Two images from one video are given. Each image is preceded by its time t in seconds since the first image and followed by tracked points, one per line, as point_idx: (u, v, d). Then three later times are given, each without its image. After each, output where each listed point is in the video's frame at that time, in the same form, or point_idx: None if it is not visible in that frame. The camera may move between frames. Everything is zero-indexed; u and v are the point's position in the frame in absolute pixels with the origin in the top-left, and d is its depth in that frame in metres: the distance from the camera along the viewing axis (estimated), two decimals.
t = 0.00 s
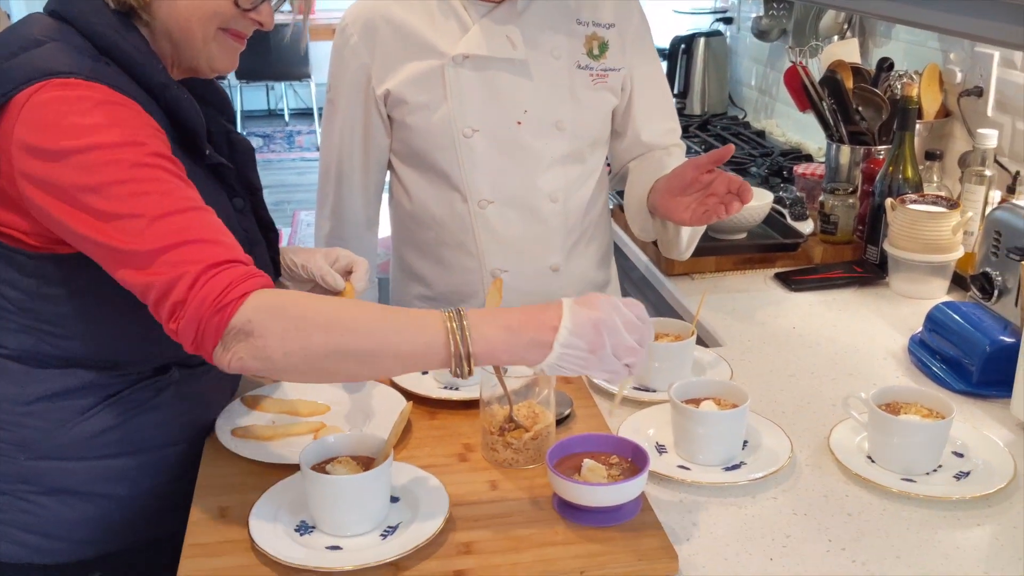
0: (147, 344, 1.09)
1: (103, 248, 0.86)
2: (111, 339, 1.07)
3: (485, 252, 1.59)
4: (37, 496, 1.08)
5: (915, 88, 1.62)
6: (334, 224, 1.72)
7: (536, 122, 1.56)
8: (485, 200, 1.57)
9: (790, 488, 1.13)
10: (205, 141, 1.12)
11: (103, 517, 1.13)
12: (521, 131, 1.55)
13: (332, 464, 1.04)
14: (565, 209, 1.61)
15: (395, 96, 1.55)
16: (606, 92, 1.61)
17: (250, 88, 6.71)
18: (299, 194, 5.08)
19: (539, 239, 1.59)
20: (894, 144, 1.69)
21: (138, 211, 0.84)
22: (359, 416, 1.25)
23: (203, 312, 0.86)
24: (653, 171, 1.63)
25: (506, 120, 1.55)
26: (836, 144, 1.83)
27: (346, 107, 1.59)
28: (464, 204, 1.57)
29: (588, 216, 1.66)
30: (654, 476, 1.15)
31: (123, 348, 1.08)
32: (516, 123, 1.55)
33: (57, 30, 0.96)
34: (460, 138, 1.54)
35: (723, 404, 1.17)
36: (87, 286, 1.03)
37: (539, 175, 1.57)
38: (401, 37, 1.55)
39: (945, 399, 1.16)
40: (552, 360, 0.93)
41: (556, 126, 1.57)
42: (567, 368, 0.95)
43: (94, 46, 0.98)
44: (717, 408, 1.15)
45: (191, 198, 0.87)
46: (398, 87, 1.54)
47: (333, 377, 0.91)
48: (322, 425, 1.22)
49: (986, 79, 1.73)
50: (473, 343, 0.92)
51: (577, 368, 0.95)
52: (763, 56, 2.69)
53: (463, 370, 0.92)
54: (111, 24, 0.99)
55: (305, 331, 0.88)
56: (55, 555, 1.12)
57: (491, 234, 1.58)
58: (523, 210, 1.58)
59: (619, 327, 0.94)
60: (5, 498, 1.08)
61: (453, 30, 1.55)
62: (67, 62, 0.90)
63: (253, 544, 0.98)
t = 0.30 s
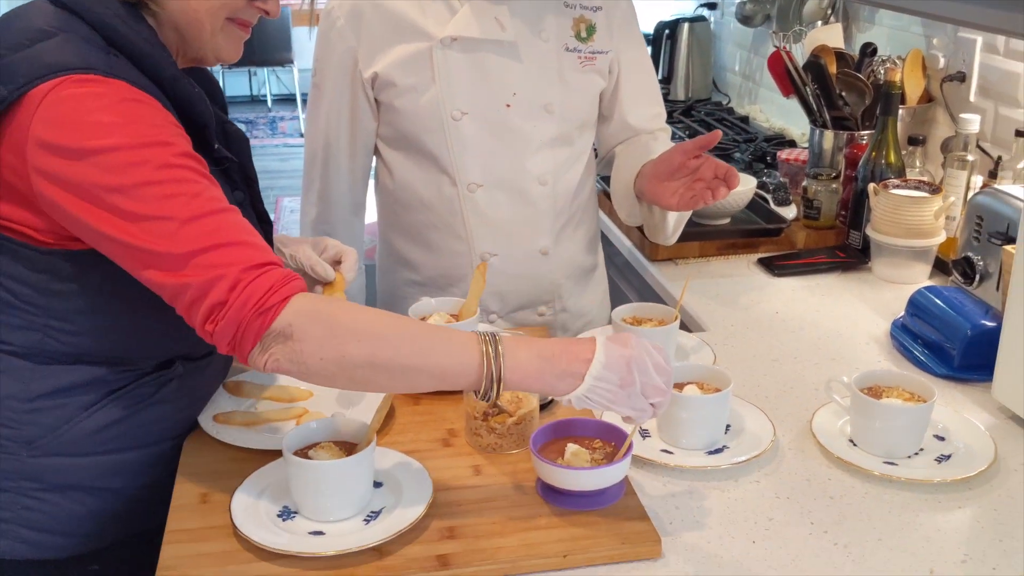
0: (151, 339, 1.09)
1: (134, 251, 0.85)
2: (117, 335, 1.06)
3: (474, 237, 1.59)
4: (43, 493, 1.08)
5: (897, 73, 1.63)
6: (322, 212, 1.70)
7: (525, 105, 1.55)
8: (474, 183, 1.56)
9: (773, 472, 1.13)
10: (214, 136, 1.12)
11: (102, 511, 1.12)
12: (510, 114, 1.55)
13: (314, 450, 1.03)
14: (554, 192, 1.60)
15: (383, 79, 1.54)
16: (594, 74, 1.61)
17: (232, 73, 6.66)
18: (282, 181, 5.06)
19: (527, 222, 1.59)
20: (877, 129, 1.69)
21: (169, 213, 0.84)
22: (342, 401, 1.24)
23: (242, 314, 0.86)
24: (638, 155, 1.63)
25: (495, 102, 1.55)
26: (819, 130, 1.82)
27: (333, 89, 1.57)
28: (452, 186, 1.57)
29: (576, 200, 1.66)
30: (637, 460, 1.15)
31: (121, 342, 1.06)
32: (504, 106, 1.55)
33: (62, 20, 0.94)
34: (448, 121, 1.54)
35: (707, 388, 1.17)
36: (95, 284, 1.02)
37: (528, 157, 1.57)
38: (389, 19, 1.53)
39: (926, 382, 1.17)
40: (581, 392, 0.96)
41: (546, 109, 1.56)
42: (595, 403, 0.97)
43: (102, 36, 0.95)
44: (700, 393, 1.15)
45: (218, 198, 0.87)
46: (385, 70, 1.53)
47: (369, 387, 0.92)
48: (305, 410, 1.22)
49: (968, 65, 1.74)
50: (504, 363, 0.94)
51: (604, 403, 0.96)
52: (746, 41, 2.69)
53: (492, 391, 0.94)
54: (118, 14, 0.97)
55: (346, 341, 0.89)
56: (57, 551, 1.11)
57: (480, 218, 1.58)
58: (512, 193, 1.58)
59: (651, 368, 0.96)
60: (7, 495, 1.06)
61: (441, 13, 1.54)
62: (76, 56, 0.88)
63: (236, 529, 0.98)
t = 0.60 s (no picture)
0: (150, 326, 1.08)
1: (132, 240, 0.85)
2: (116, 322, 1.05)
3: (469, 221, 1.58)
4: (42, 480, 1.07)
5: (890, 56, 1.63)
6: (314, 198, 1.69)
7: (519, 87, 1.55)
8: (469, 166, 1.55)
9: (764, 455, 1.13)
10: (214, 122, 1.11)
11: (99, 496, 1.12)
12: (504, 96, 1.54)
13: (304, 433, 1.02)
14: (549, 174, 1.60)
15: (376, 61, 1.53)
16: (589, 56, 1.60)
17: (222, 59, 6.62)
18: (273, 167, 5.04)
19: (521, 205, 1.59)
20: (870, 112, 1.69)
21: (170, 203, 0.83)
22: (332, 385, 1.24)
23: (237, 309, 0.85)
24: (632, 140, 1.62)
25: (489, 84, 1.54)
26: (811, 114, 1.81)
27: (327, 71, 1.55)
28: (447, 169, 1.56)
29: (570, 184, 1.65)
30: (628, 444, 1.15)
31: (120, 328, 1.06)
32: (499, 88, 1.54)
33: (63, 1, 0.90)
34: (442, 103, 1.53)
35: (698, 372, 1.17)
36: (94, 270, 1.01)
37: (523, 140, 1.56)
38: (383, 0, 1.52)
39: (918, 365, 1.17)
40: (575, 383, 0.97)
41: (541, 91, 1.56)
42: (589, 394, 0.98)
43: (103, 20, 0.93)
44: (691, 376, 1.15)
45: (217, 190, 0.86)
46: (379, 52, 1.52)
47: (361, 381, 0.91)
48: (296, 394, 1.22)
49: (961, 48, 1.73)
50: (499, 355, 0.94)
51: (597, 395, 0.98)
52: (739, 26, 2.68)
53: (486, 383, 0.94)
54: None
55: (340, 333, 0.89)
56: (55, 537, 1.11)
57: (474, 201, 1.57)
58: (507, 176, 1.57)
59: (643, 360, 0.98)
60: (5, 482, 1.05)
61: None
62: (77, 41, 0.86)
63: (225, 513, 0.97)
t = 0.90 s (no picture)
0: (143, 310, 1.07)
1: (75, 226, 0.83)
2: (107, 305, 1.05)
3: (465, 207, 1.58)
4: (35, 465, 1.06)
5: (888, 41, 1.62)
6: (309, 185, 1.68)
7: (516, 73, 1.54)
8: (466, 152, 1.54)
9: (762, 441, 1.13)
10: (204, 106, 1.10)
11: (93, 482, 1.11)
12: (501, 82, 1.53)
13: (301, 420, 1.02)
14: (547, 161, 1.59)
15: (372, 47, 1.51)
16: (586, 41, 1.59)
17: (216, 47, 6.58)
18: (267, 155, 5.02)
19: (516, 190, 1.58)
20: (866, 99, 1.70)
21: (114, 195, 0.82)
22: (328, 373, 1.24)
23: (157, 309, 0.84)
24: (630, 125, 1.61)
25: (486, 69, 1.53)
26: (807, 100, 1.83)
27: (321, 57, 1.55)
28: (444, 156, 1.55)
29: (568, 171, 1.64)
30: (626, 430, 1.14)
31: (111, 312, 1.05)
32: (496, 73, 1.53)
33: None
34: (439, 88, 1.52)
35: (695, 358, 1.16)
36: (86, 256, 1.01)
37: (520, 125, 1.55)
38: None
39: (914, 351, 1.16)
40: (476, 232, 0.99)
41: (538, 77, 1.55)
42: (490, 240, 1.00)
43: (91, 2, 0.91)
44: (688, 362, 1.15)
45: (170, 187, 0.84)
46: (375, 37, 1.51)
47: (300, 335, 0.93)
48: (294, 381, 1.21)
49: (958, 35, 1.73)
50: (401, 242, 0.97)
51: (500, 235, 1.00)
52: (735, 12, 2.66)
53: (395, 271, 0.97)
54: None
55: (271, 306, 0.88)
56: (48, 523, 1.10)
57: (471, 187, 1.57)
58: (504, 161, 1.56)
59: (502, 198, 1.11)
60: None
61: None
62: (65, 23, 0.85)
63: (221, 501, 0.97)
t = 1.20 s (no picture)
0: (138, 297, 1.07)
1: (70, 210, 0.83)
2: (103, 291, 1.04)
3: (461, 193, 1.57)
4: (29, 452, 1.06)
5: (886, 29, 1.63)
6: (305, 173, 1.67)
7: (513, 58, 1.53)
8: (461, 137, 1.54)
9: (761, 430, 1.13)
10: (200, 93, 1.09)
11: (88, 470, 1.11)
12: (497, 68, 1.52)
13: (300, 410, 1.02)
14: (544, 147, 1.59)
15: (368, 32, 1.51)
16: (584, 27, 1.58)
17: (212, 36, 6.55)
18: (263, 144, 5.01)
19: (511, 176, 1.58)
20: (866, 87, 1.69)
21: (111, 179, 0.81)
22: (326, 362, 1.23)
23: (157, 293, 0.83)
24: (630, 111, 1.60)
25: (482, 55, 1.52)
26: (805, 88, 1.82)
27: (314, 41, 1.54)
28: (440, 142, 1.54)
29: (566, 158, 1.64)
30: (625, 419, 1.14)
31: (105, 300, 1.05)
32: (492, 58, 1.52)
33: None
34: (433, 73, 1.51)
35: (694, 346, 1.16)
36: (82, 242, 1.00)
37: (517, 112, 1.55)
38: None
39: (914, 339, 1.16)
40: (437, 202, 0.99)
41: (534, 63, 1.54)
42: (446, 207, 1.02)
43: None
44: (688, 351, 1.15)
45: (166, 171, 0.84)
46: (371, 22, 1.50)
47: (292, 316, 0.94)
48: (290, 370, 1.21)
49: (956, 22, 1.73)
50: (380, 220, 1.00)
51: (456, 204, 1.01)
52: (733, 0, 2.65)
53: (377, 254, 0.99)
54: None
55: (271, 287, 0.89)
56: (43, 511, 1.10)
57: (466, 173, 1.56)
58: (499, 148, 1.56)
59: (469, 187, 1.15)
60: None
61: None
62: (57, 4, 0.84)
63: (219, 490, 0.97)
